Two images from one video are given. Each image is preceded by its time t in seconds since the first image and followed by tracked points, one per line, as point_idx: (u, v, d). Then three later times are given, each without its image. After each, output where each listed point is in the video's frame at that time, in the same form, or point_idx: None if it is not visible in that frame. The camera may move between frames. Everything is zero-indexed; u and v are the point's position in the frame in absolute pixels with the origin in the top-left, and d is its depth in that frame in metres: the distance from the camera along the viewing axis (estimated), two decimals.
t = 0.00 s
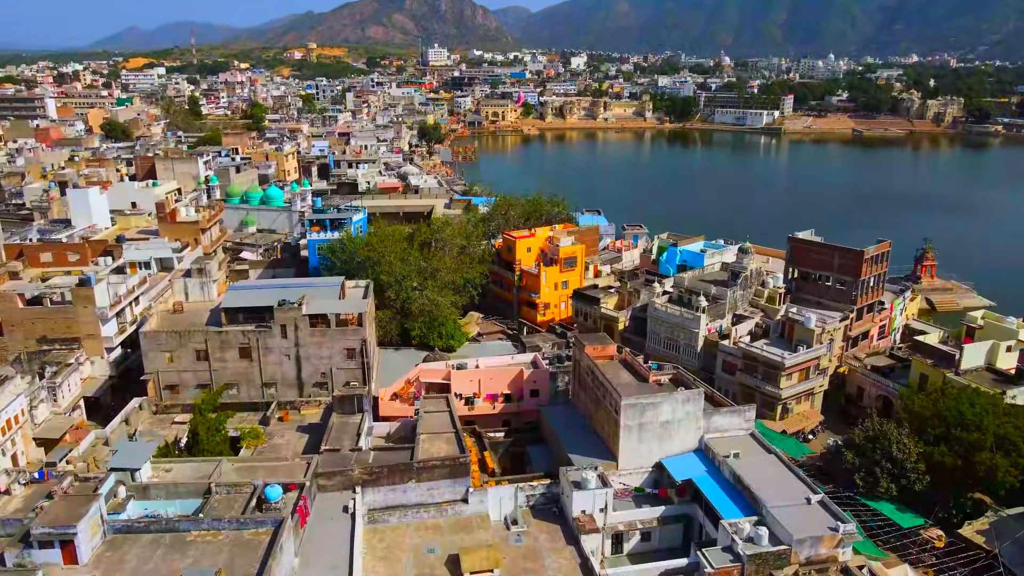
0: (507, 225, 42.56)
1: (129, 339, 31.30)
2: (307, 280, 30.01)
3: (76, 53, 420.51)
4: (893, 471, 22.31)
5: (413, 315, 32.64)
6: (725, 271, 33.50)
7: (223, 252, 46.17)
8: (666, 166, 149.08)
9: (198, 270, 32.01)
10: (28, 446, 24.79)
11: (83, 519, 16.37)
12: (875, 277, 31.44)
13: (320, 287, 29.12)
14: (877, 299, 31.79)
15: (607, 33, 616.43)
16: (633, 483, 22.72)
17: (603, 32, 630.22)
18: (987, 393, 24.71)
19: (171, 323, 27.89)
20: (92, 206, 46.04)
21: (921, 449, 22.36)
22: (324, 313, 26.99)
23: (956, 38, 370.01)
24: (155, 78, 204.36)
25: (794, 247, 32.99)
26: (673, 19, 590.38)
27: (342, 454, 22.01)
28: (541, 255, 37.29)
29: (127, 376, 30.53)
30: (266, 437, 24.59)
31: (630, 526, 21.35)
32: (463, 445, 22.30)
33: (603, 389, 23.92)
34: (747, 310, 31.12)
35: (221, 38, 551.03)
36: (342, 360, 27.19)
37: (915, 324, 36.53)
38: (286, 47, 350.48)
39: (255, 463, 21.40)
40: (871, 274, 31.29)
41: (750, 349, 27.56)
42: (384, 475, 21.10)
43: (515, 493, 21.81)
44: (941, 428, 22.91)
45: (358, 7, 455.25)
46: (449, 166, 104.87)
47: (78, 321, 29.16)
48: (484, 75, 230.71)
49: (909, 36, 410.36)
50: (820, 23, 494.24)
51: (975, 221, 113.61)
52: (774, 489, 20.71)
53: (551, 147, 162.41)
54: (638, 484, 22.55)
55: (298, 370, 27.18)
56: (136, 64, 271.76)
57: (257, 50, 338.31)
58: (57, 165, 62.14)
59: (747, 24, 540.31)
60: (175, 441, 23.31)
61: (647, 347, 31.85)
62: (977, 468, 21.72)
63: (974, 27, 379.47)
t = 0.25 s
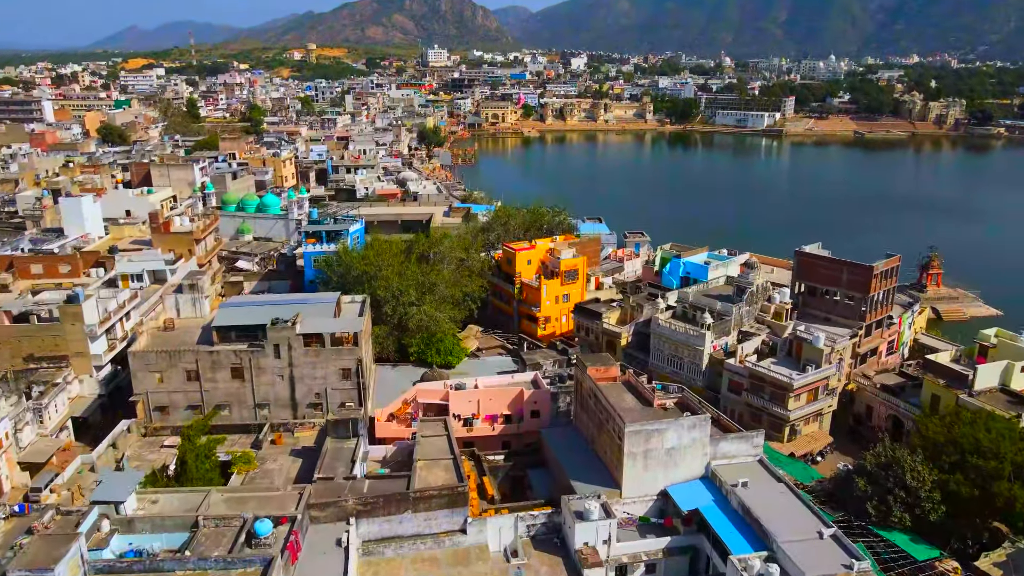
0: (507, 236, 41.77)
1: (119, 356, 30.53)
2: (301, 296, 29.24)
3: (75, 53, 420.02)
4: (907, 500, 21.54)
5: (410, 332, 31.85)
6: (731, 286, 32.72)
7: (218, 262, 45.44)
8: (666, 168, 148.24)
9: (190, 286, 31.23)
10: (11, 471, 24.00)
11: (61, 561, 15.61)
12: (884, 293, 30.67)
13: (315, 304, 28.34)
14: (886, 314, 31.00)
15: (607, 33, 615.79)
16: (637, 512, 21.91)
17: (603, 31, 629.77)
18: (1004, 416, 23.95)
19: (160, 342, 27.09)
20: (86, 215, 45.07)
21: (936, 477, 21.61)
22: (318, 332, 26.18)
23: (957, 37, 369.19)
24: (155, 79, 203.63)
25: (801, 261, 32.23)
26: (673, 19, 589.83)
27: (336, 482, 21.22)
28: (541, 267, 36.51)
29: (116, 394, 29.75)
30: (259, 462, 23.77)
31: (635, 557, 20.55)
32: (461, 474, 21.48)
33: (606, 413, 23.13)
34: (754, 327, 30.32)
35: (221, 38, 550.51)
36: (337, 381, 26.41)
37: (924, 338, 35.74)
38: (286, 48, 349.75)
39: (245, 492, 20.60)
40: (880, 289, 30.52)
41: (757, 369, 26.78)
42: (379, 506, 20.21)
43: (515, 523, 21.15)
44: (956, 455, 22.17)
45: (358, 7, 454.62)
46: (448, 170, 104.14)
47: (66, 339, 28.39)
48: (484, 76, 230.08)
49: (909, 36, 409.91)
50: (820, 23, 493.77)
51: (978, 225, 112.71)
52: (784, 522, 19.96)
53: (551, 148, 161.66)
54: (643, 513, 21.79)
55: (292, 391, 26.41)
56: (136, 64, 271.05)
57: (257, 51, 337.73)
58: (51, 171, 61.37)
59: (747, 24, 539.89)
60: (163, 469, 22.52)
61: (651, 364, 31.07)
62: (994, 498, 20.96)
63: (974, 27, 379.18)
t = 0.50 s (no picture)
0: (506, 246, 41.02)
1: (109, 374, 29.80)
2: (296, 313, 28.46)
3: (74, 52, 419.26)
4: (922, 531, 20.80)
5: (408, 349, 31.11)
6: (738, 301, 31.89)
7: (213, 272, 44.71)
8: (666, 171, 147.40)
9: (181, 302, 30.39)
10: None
11: None
12: (894, 309, 29.92)
13: (309, 321, 27.57)
14: (895, 332, 30.23)
15: (608, 33, 615.20)
16: (640, 543, 21.14)
17: (603, 31, 630.15)
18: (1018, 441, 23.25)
19: (150, 362, 26.30)
20: (78, 224, 44.35)
21: (951, 507, 20.92)
22: (312, 352, 25.36)
23: (958, 38, 368.49)
24: (154, 81, 203.03)
25: (808, 276, 31.43)
26: (673, 19, 589.74)
27: (330, 513, 20.47)
28: (542, 280, 35.72)
29: (105, 413, 29.03)
30: (250, 488, 22.92)
31: None
32: (460, 505, 20.67)
33: (609, 439, 22.37)
34: (759, 344, 29.57)
35: (221, 38, 550.06)
36: (332, 403, 25.63)
37: (933, 354, 35.00)
38: (286, 49, 349.33)
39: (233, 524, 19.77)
40: (890, 306, 29.73)
41: (763, 390, 26.00)
42: (374, 539, 19.36)
43: (515, 555, 20.78)
44: (972, 483, 21.46)
45: (358, 7, 454.40)
46: (448, 173, 103.41)
47: (53, 358, 27.61)
48: (484, 78, 229.39)
49: (909, 36, 409.46)
50: (820, 22, 493.59)
51: (982, 227, 111.71)
52: (794, 557, 19.29)
53: (551, 150, 161.05)
54: (646, 546, 21.06)
55: (285, 414, 25.63)
56: (136, 65, 271.01)
57: (256, 52, 337.17)
58: (46, 178, 60.68)
59: (747, 24, 539.58)
60: (150, 498, 21.68)
61: (654, 382, 30.31)
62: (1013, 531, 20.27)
63: (975, 28, 378.80)
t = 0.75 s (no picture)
0: (506, 258, 40.22)
1: (98, 393, 29.02)
2: (290, 331, 27.71)
3: (73, 52, 418.60)
4: (938, 565, 20.01)
5: (404, 366, 30.31)
6: (743, 317, 31.08)
7: (208, 283, 43.95)
8: (668, 174, 146.50)
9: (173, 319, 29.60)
10: None
11: None
12: (904, 327, 29.13)
13: (304, 340, 26.80)
14: (904, 350, 29.45)
15: (608, 34, 614.71)
16: None
17: (602, 32, 629.38)
18: None
19: (139, 383, 25.51)
20: (71, 234, 43.55)
21: (968, 540, 20.12)
22: (306, 375, 24.53)
23: (958, 38, 367.60)
24: (153, 82, 202.33)
25: (815, 292, 30.67)
26: (673, 20, 589.06)
27: (323, 546, 19.69)
28: (543, 294, 34.92)
29: (94, 434, 28.26)
30: (241, 517, 22.12)
31: None
32: (457, 537, 19.87)
33: (612, 466, 21.58)
34: (766, 363, 28.77)
35: (221, 38, 549.46)
36: (326, 426, 24.84)
37: (942, 370, 34.22)
38: (285, 49, 348.64)
39: (222, 560, 18.97)
40: (900, 323, 28.94)
41: (771, 412, 25.21)
42: None
43: None
44: (991, 516, 20.78)
45: (358, 7, 453.82)
46: (447, 177, 102.63)
47: (40, 378, 26.83)
48: (484, 79, 228.59)
49: (909, 36, 408.59)
50: (820, 23, 492.93)
51: (986, 231, 110.63)
52: None
53: (551, 153, 160.29)
54: None
55: (278, 437, 24.83)
56: (135, 66, 270.34)
57: (255, 52, 336.55)
58: (40, 185, 59.93)
59: (747, 25, 538.79)
60: (136, 528, 20.87)
61: (657, 401, 29.50)
62: None
63: (976, 28, 377.89)
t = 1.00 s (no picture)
0: (506, 270, 39.44)
1: (87, 413, 28.27)
2: (284, 351, 27.00)
3: (73, 52, 417.96)
4: None
5: (402, 385, 29.44)
6: (749, 334, 30.31)
7: (203, 295, 43.20)
8: (668, 176, 145.50)
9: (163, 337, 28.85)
10: None
11: None
12: (915, 346, 28.36)
13: (298, 360, 26.04)
14: (915, 368, 28.68)
15: (608, 34, 613.67)
16: None
17: (602, 32, 629.04)
18: None
19: (127, 405, 24.76)
20: (63, 244, 42.75)
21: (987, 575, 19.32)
22: (300, 398, 23.74)
23: (959, 38, 366.36)
24: (152, 83, 201.61)
25: (823, 308, 29.90)
26: (673, 19, 588.45)
27: None
28: (543, 309, 34.14)
29: (82, 456, 27.49)
30: (231, 547, 21.34)
31: None
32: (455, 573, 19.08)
33: (616, 496, 20.78)
34: (773, 382, 27.99)
35: (220, 38, 549.00)
36: (320, 451, 24.06)
37: (953, 386, 33.45)
38: (285, 50, 348.19)
39: None
40: (911, 342, 28.17)
41: (780, 436, 24.39)
42: None
43: None
44: (1012, 550, 19.87)
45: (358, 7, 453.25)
46: (446, 181, 101.95)
47: (26, 400, 26.06)
48: (484, 80, 227.88)
49: (910, 36, 407.81)
50: (820, 22, 492.34)
51: (989, 234, 109.62)
52: None
53: (552, 155, 159.56)
54: None
55: (271, 462, 24.05)
56: (134, 67, 269.70)
57: (255, 52, 336.19)
58: (34, 192, 59.13)
59: (747, 25, 538.23)
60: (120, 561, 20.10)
61: (661, 421, 28.73)
62: None
63: (977, 28, 377.10)
